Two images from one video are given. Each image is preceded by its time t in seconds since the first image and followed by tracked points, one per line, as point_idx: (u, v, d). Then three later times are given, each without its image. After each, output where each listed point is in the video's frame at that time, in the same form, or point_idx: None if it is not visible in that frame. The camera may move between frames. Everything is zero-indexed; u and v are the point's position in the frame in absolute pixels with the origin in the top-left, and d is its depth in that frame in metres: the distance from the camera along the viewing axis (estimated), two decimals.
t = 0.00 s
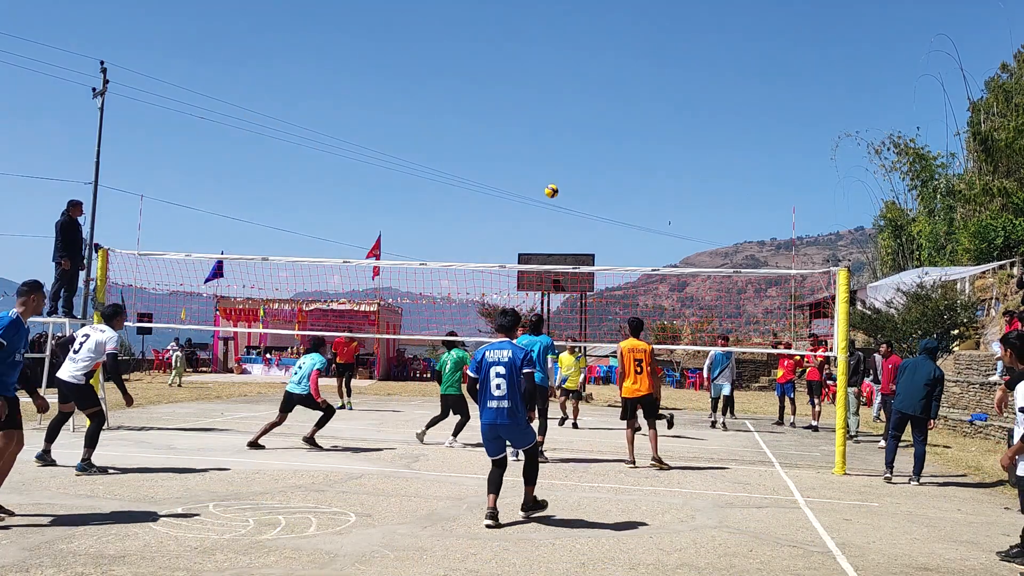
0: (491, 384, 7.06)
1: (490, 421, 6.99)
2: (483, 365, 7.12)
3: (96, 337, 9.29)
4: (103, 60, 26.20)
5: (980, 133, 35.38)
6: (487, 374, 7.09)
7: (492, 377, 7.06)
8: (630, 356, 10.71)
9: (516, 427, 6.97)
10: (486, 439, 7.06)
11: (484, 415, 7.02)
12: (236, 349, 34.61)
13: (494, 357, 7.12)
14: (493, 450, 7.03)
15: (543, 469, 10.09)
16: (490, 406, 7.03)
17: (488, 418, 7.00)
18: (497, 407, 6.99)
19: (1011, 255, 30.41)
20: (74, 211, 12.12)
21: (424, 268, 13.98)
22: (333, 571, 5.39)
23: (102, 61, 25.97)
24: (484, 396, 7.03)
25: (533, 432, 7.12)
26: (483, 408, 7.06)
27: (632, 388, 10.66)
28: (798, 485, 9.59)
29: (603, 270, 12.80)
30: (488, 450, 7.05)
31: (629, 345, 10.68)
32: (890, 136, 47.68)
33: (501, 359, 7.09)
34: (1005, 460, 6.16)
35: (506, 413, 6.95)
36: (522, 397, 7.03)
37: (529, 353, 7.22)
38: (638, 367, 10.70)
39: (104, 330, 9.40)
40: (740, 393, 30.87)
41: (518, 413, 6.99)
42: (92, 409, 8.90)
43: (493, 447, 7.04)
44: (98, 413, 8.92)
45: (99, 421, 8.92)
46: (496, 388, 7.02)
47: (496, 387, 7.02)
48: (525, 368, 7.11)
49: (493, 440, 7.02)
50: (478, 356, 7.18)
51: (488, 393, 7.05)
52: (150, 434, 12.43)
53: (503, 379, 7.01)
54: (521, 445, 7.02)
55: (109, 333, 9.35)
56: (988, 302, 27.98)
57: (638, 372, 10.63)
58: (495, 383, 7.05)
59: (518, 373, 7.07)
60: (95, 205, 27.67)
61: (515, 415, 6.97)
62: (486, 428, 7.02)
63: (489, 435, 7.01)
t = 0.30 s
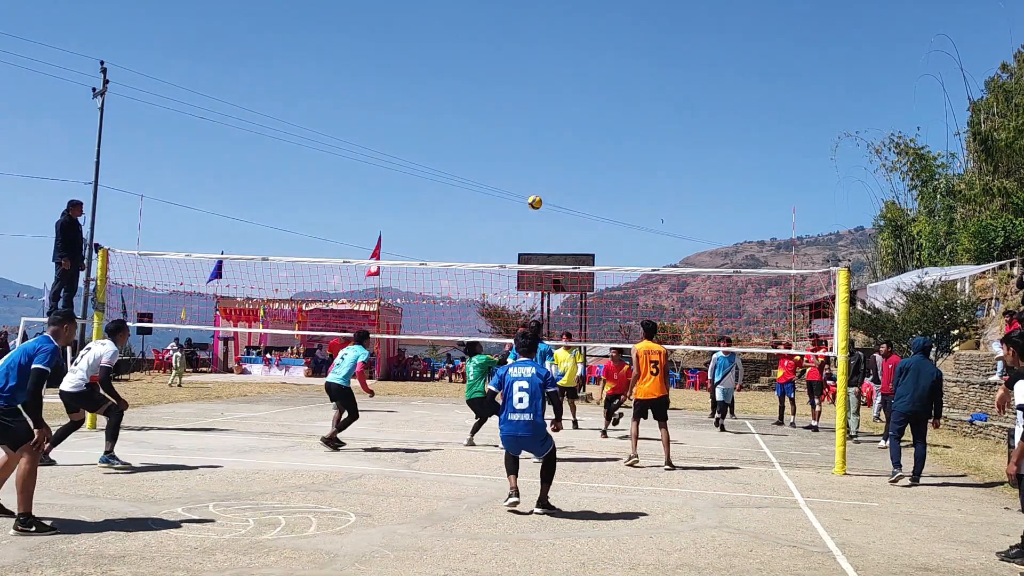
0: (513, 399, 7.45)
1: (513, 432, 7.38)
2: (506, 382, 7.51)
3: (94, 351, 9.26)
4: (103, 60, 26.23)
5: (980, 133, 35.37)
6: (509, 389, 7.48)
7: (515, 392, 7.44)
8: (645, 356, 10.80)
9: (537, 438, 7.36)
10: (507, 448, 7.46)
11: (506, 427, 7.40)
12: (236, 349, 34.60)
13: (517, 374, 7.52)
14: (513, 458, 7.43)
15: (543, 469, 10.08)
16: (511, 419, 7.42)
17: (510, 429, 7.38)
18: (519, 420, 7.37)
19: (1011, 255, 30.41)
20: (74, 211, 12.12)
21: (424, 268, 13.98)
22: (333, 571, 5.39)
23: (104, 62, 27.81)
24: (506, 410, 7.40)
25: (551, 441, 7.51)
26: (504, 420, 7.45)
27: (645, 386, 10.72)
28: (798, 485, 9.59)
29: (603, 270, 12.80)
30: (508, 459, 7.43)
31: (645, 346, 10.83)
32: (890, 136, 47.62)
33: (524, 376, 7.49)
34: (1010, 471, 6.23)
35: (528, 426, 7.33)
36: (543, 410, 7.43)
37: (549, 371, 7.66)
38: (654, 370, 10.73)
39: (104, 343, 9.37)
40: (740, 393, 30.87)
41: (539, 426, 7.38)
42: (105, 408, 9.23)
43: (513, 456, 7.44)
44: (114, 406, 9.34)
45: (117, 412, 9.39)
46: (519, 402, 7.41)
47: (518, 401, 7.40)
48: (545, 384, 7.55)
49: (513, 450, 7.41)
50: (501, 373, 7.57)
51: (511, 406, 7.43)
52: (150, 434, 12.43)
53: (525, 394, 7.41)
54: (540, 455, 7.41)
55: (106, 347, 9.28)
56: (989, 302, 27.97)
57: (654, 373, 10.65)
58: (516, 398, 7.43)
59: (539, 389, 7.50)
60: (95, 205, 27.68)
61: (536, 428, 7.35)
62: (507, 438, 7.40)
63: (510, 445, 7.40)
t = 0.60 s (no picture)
0: (520, 429, 7.45)
1: (519, 460, 7.37)
2: (514, 413, 7.53)
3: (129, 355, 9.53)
4: (102, 60, 26.24)
5: (980, 133, 35.38)
6: (517, 420, 7.50)
7: (523, 422, 7.45)
8: (646, 357, 10.78)
9: (543, 468, 7.35)
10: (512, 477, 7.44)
11: (512, 456, 7.39)
12: (236, 349, 34.59)
13: (526, 405, 7.55)
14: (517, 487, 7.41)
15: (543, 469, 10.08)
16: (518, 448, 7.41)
17: (515, 459, 7.37)
18: (526, 450, 7.37)
19: (1011, 255, 30.43)
20: (74, 211, 12.12)
21: (424, 269, 13.99)
22: (333, 571, 5.39)
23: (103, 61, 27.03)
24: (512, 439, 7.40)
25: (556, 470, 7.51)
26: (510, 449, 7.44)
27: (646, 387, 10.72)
28: (798, 485, 9.59)
29: (603, 270, 12.81)
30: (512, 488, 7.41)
31: (646, 347, 10.82)
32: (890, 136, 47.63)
33: (533, 407, 7.52)
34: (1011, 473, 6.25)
35: (535, 456, 7.31)
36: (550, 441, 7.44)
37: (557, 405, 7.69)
38: (656, 370, 10.71)
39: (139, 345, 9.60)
40: (740, 393, 30.89)
41: (545, 456, 7.38)
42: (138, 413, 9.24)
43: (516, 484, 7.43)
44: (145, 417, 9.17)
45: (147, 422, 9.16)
46: (526, 433, 7.41)
47: (526, 432, 7.41)
48: (553, 417, 7.57)
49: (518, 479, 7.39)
50: (510, 404, 7.60)
51: (518, 436, 7.42)
52: (150, 434, 12.43)
53: (533, 425, 7.43)
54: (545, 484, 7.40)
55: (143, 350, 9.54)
56: (989, 302, 27.98)
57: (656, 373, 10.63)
58: (524, 428, 7.44)
59: (547, 421, 7.53)
60: (95, 205, 27.68)
61: (543, 458, 7.34)
62: (513, 467, 7.39)
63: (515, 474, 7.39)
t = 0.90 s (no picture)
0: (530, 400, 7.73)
1: (530, 430, 7.60)
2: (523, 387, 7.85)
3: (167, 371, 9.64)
4: (102, 60, 26.27)
5: (980, 133, 35.37)
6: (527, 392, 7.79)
7: (532, 394, 7.74)
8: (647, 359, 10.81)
9: (554, 435, 7.53)
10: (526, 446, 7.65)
11: (525, 427, 7.63)
12: (236, 349, 34.57)
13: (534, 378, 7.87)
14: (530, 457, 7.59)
15: (543, 469, 10.08)
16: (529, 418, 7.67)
17: (528, 428, 7.61)
18: (537, 419, 7.60)
19: (1011, 255, 30.43)
20: (74, 211, 12.13)
21: (424, 268, 13.99)
22: (333, 571, 5.39)
23: (103, 61, 25.78)
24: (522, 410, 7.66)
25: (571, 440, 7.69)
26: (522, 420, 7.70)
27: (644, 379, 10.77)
28: (798, 485, 9.59)
29: (604, 270, 12.80)
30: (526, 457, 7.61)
31: (646, 346, 10.83)
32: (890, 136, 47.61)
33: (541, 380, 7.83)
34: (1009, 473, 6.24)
35: (548, 423, 7.54)
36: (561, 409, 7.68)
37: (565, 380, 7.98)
38: (656, 369, 10.72)
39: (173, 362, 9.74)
40: (740, 394, 30.88)
41: (557, 423, 7.58)
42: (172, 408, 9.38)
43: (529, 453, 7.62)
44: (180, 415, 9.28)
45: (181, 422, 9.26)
46: (536, 403, 7.67)
47: (536, 402, 7.68)
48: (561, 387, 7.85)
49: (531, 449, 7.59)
50: (520, 379, 7.93)
51: (529, 408, 7.68)
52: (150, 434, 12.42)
53: (543, 394, 7.70)
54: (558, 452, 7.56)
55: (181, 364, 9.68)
56: (989, 302, 27.96)
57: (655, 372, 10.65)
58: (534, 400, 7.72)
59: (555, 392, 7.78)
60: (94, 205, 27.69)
61: (555, 425, 7.55)
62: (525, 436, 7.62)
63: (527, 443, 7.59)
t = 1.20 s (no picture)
0: (561, 398, 7.76)
1: (562, 427, 7.61)
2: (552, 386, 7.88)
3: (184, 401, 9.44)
4: (103, 60, 26.27)
5: (980, 133, 35.36)
6: (557, 390, 7.82)
7: (562, 392, 7.77)
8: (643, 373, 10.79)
9: (587, 433, 7.55)
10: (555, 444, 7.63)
11: (555, 425, 7.63)
12: (236, 349, 34.58)
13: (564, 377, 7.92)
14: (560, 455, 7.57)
15: (544, 469, 10.07)
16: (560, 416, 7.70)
17: (562, 426, 7.60)
18: (568, 416, 7.63)
19: (1011, 255, 30.43)
20: (73, 211, 12.12)
21: (424, 268, 13.99)
22: (332, 571, 5.38)
23: (103, 61, 25.82)
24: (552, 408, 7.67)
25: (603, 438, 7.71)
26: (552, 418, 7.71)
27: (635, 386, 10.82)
28: (798, 485, 9.58)
29: (603, 270, 12.82)
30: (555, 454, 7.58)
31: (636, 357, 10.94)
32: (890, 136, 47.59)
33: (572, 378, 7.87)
34: (1005, 476, 6.26)
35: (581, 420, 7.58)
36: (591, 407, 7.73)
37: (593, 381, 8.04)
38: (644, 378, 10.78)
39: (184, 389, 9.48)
40: (740, 393, 30.87)
41: (588, 420, 7.62)
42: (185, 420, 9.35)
43: (558, 450, 7.60)
44: (198, 417, 9.41)
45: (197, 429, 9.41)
46: (568, 401, 7.70)
47: (568, 400, 7.71)
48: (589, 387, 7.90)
49: (561, 446, 7.58)
50: (549, 379, 7.96)
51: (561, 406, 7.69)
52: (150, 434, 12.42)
53: (573, 393, 7.73)
54: (591, 449, 7.56)
55: (196, 393, 9.49)
56: (989, 302, 27.96)
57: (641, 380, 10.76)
58: (564, 398, 7.75)
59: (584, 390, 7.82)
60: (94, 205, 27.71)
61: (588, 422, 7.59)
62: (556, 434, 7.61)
63: (558, 441, 7.58)
